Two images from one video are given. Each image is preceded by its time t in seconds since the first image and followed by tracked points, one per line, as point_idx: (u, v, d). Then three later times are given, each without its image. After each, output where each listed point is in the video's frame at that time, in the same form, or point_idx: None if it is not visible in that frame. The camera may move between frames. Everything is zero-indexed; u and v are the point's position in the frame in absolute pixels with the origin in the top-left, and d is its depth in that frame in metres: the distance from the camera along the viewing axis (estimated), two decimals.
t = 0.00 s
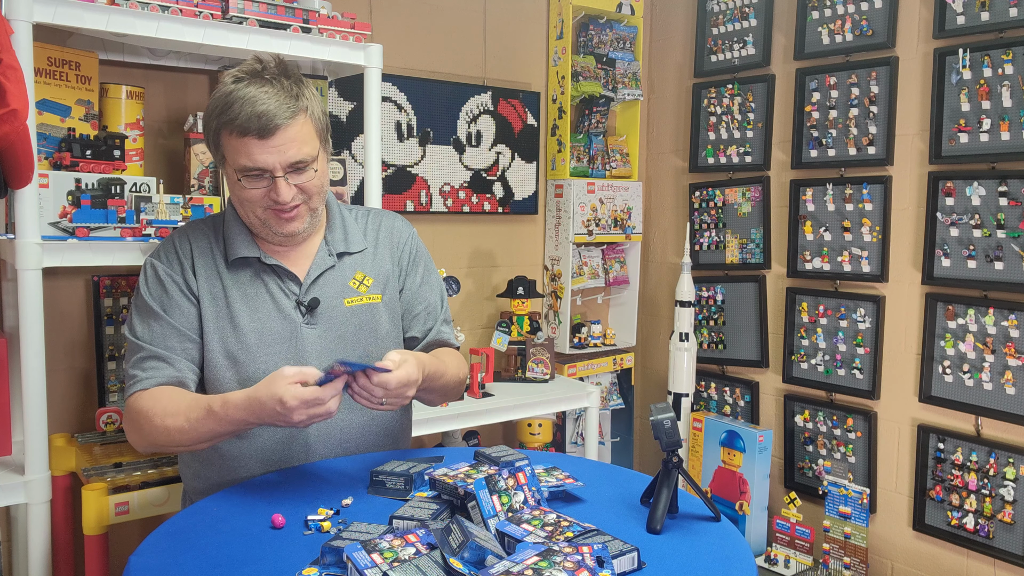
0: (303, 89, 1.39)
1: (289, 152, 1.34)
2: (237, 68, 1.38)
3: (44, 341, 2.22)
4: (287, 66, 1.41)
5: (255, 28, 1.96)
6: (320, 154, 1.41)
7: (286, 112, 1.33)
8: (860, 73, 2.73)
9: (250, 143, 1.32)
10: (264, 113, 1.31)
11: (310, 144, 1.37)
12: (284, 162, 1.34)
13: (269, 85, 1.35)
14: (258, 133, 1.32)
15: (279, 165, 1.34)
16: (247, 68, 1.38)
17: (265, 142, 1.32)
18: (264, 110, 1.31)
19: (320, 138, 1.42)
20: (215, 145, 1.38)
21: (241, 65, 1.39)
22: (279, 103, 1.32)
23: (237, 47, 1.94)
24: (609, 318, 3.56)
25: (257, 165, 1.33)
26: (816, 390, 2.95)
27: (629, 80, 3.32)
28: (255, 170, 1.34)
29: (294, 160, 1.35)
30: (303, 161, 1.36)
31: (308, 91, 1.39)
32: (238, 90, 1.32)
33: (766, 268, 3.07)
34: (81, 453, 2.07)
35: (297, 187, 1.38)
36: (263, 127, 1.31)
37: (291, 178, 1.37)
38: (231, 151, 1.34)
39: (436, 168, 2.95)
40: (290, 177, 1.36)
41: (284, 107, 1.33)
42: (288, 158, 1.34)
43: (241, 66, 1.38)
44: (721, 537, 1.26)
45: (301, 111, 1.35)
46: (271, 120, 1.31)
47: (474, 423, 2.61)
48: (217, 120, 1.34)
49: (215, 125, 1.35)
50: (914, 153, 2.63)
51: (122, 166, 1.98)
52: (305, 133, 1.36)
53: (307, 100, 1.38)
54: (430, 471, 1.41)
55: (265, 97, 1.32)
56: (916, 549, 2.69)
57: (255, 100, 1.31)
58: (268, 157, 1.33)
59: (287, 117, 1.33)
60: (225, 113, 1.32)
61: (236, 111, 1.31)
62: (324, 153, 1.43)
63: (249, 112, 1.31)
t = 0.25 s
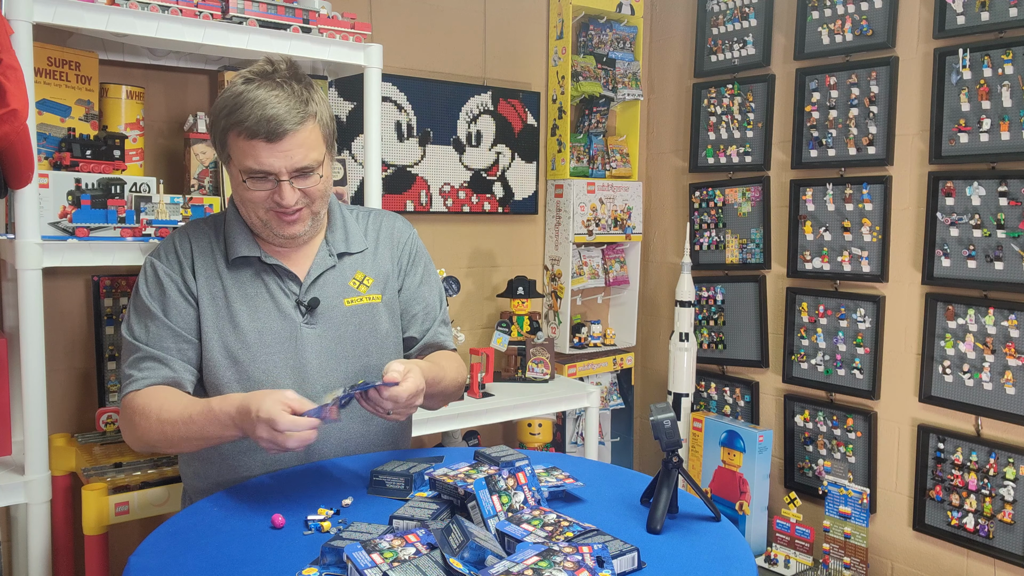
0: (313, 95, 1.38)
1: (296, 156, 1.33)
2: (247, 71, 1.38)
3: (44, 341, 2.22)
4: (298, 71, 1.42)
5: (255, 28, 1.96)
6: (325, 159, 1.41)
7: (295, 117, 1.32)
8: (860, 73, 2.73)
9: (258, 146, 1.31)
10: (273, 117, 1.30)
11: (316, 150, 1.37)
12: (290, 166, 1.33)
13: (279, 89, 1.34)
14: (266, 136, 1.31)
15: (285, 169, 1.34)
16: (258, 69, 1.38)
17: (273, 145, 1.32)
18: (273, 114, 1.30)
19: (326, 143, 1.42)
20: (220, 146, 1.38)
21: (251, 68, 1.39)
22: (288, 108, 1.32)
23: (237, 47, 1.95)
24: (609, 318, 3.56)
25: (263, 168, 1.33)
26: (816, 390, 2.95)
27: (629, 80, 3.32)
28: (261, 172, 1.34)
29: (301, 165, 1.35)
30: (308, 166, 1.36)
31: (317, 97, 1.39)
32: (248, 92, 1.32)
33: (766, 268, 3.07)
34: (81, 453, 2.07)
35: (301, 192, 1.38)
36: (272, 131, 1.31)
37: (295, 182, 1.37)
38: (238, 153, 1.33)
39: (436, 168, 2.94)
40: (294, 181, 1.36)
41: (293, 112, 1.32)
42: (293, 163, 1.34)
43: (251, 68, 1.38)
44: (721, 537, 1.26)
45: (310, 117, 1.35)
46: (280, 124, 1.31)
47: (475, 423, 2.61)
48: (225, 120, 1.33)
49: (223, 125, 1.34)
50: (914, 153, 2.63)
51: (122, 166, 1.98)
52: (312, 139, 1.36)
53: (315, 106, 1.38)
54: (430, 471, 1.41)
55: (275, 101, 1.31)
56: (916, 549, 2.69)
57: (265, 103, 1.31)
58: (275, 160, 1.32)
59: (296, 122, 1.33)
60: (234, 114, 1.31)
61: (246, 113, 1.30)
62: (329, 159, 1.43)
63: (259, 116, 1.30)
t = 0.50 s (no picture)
0: (315, 95, 1.39)
1: (298, 157, 1.33)
2: (250, 69, 1.38)
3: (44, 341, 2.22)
4: (301, 71, 1.42)
5: (255, 28, 1.96)
6: (326, 160, 1.41)
7: (297, 118, 1.32)
8: (860, 73, 2.73)
9: (260, 145, 1.31)
10: (276, 117, 1.30)
11: (318, 151, 1.37)
12: (291, 167, 1.33)
13: (282, 88, 1.35)
14: (268, 136, 1.31)
15: (286, 169, 1.33)
16: (261, 69, 1.38)
17: (275, 146, 1.32)
18: (276, 114, 1.30)
19: (327, 144, 1.42)
20: (222, 145, 1.38)
21: (254, 67, 1.39)
22: (291, 108, 1.32)
23: (237, 47, 1.95)
24: (609, 318, 3.56)
25: (264, 168, 1.33)
26: (816, 390, 2.95)
27: (629, 80, 3.32)
28: (261, 172, 1.34)
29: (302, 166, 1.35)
30: (310, 167, 1.36)
31: (319, 98, 1.39)
32: (251, 91, 1.32)
33: (766, 268, 3.07)
34: (81, 453, 2.07)
35: (302, 192, 1.38)
36: (274, 130, 1.31)
37: (296, 182, 1.36)
38: (239, 152, 1.33)
39: (436, 168, 2.94)
40: (295, 182, 1.36)
41: (296, 113, 1.32)
42: (295, 164, 1.34)
43: (254, 67, 1.38)
44: (721, 537, 1.26)
45: (312, 117, 1.35)
46: (282, 124, 1.31)
47: (474, 423, 2.61)
48: (227, 119, 1.33)
49: (225, 123, 1.34)
50: (914, 153, 2.63)
51: (122, 166, 1.98)
52: (314, 139, 1.36)
53: (318, 106, 1.38)
54: (430, 471, 1.41)
55: (278, 101, 1.31)
56: (916, 549, 2.69)
57: (267, 103, 1.31)
58: (276, 161, 1.32)
59: (298, 122, 1.33)
60: (237, 113, 1.32)
61: (248, 112, 1.30)
62: (330, 160, 1.43)
63: (261, 116, 1.30)
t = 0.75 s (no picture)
0: (318, 96, 1.39)
1: (300, 157, 1.33)
2: (253, 69, 1.38)
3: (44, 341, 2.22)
4: (305, 72, 1.42)
5: (255, 28, 1.96)
6: (328, 162, 1.41)
7: (300, 119, 1.33)
8: (860, 73, 2.73)
9: (262, 145, 1.31)
10: (278, 117, 1.30)
11: (320, 152, 1.37)
12: (293, 167, 1.33)
13: (285, 89, 1.35)
14: (271, 136, 1.31)
15: (288, 169, 1.33)
16: (264, 69, 1.38)
17: (278, 145, 1.32)
18: (278, 115, 1.30)
19: (329, 145, 1.42)
20: (224, 144, 1.37)
21: (257, 67, 1.39)
22: (294, 109, 1.32)
23: (237, 47, 1.95)
24: (609, 318, 3.56)
25: (266, 167, 1.33)
26: (816, 390, 2.95)
27: (629, 80, 3.32)
28: (263, 171, 1.33)
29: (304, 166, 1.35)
30: (311, 168, 1.36)
31: (322, 99, 1.40)
32: (254, 91, 1.32)
33: (766, 268, 3.07)
34: (81, 453, 2.07)
35: (303, 193, 1.38)
36: (276, 130, 1.31)
37: (298, 183, 1.36)
38: (241, 151, 1.33)
39: (436, 168, 2.94)
40: (297, 182, 1.36)
41: (299, 113, 1.32)
42: (297, 164, 1.34)
43: (258, 67, 1.39)
44: (721, 537, 1.26)
45: (314, 118, 1.35)
46: (285, 124, 1.31)
47: (474, 423, 2.61)
48: (230, 118, 1.33)
49: (228, 123, 1.34)
50: (914, 153, 2.63)
51: (122, 166, 1.98)
52: (316, 140, 1.36)
53: (321, 107, 1.38)
54: (430, 471, 1.41)
55: (281, 100, 1.32)
56: (916, 549, 2.69)
57: (270, 103, 1.31)
58: (278, 160, 1.32)
59: (300, 123, 1.33)
60: (239, 112, 1.32)
61: (251, 112, 1.31)
62: (332, 162, 1.43)
63: (263, 116, 1.30)
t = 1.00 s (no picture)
0: (317, 96, 1.39)
1: (297, 158, 1.33)
2: (252, 69, 1.38)
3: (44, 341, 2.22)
4: (304, 72, 1.42)
5: (255, 28, 1.96)
6: (326, 162, 1.40)
7: (297, 118, 1.32)
8: (860, 73, 2.73)
9: (260, 145, 1.31)
10: (275, 117, 1.30)
11: (317, 152, 1.36)
12: (290, 167, 1.33)
13: (283, 88, 1.35)
14: (268, 136, 1.31)
15: (285, 170, 1.33)
16: (263, 69, 1.38)
17: (275, 146, 1.32)
18: (276, 114, 1.30)
19: (328, 146, 1.41)
20: (222, 143, 1.38)
21: (257, 66, 1.39)
22: (291, 109, 1.32)
23: (237, 47, 1.94)
24: (609, 318, 3.56)
25: (264, 168, 1.33)
26: (816, 390, 2.95)
27: (629, 80, 3.32)
28: (260, 172, 1.33)
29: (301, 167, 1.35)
30: (309, 168, 1.35)
31: (321, 99, 1.39)
32: (252, 90, 1.32)
33: (765, 268, 3.07)
34: (81, 453, 2.07)
35: (300, 194, 1.38)
36: (274, 130, 1.31)
37: (295, 183, 1.36)
38: (238, 151, 1.33)
39: (436, 168, 2.94)
40: (294, 183, 1.36)
41: (296, 113, 1.32)
42: (294, 165, 1.33)
43: (257, 66, 1.39)
44: (721, 537, 1.26)
45: (312, 118, 1.35)
46: (282, 124, 1.31)
47: (474, 423, 2.61)
48: (228, 118, 1.33)
49: (226, 122, 1.34)
50: (914, 153, 2.63)
51: (122, 166, 1.98)
52: (314, 140, 1.36)
53: (319, 107, 1.38)
54: (430, 471, 1.41)
55: (278, 100, 1.31)
56: (916, 549, 2.69)
57: (268, 103, 1.31)
58: (275, 161, 1.32)
59: (298, 123, 1.33)
60: (238, 112, 1.32)
61: (249, 111, 1.31)
62: (330, 163, 1.42)
63: (261, 116, 1.30)
